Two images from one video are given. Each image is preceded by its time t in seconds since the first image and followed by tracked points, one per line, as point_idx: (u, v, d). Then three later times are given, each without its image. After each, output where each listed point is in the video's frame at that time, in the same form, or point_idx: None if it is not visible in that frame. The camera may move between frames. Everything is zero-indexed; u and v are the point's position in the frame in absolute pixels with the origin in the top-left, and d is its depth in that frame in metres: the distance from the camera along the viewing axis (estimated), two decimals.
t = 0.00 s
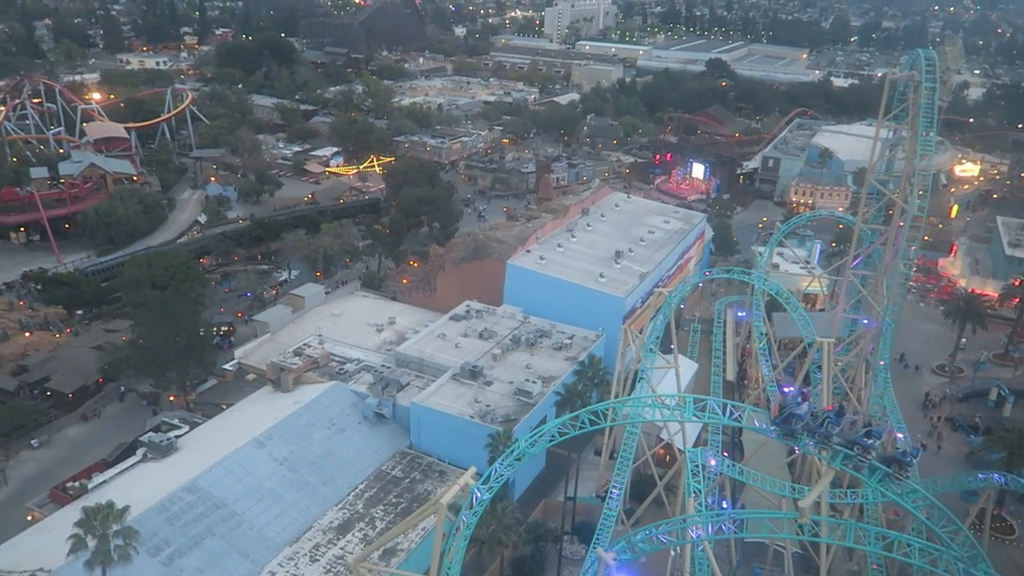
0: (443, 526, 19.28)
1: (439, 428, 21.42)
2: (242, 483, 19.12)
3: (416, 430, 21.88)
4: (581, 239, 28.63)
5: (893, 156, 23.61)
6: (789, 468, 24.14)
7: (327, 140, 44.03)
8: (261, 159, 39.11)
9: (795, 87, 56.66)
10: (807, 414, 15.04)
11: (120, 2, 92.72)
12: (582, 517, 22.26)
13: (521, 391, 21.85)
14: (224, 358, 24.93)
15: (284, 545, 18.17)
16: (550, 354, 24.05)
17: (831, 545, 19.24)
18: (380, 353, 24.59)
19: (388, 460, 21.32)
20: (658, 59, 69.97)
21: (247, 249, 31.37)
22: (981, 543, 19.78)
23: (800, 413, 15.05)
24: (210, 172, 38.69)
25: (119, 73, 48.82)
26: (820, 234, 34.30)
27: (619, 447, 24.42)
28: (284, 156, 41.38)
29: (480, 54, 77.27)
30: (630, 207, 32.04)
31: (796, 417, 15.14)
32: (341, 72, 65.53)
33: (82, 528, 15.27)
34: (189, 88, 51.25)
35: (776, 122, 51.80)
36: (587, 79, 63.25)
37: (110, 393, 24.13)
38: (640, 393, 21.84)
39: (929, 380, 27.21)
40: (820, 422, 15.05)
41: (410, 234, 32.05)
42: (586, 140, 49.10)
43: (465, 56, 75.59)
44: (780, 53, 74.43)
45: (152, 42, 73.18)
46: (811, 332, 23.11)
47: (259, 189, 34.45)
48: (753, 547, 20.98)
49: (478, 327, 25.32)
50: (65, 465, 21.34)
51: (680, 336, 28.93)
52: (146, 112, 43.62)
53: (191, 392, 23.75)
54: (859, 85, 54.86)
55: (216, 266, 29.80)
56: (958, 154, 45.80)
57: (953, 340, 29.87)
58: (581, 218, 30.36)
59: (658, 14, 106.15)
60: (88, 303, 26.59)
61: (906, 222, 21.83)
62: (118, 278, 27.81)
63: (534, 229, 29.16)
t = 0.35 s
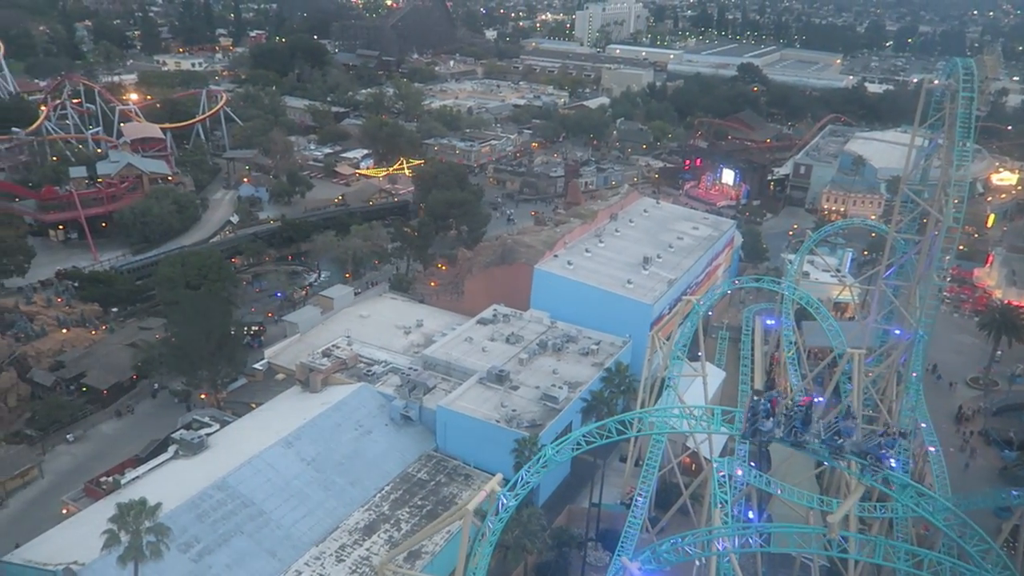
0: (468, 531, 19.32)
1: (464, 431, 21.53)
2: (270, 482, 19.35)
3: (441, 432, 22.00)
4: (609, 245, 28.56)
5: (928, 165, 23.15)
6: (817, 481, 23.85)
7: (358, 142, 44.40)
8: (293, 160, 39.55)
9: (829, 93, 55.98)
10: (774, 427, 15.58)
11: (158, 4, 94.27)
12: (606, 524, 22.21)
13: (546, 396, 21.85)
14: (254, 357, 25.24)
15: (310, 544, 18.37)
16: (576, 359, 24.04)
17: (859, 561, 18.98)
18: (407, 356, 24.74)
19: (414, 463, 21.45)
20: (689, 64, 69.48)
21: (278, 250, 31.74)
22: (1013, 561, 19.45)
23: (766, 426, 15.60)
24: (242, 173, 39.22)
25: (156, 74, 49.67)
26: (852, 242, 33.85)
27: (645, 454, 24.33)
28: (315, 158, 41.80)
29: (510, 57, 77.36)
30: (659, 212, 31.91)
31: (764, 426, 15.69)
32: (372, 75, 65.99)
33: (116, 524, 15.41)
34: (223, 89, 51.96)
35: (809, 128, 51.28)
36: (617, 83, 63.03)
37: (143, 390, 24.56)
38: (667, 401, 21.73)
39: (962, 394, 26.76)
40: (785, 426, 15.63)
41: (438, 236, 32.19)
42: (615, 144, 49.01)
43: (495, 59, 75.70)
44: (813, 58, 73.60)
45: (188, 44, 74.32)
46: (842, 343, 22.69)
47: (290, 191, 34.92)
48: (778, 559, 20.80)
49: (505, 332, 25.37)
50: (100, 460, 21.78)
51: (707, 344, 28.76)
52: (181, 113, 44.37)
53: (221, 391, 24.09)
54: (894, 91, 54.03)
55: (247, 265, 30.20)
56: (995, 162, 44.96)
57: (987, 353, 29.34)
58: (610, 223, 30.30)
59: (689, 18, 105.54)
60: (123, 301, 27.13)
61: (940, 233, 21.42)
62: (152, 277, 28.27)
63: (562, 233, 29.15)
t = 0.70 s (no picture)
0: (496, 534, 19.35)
1: (492, 434, 21.59)
2: (301, 480, 19.57)
3: (470, 435, 22.07)
4: (640, 249, 28.42)
5: (970, 172, 22.58)
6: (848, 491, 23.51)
7: (392, 143, 44.72)
8: (327, 160, 39.98)
9: (867, 96, 55.05)
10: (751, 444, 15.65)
11: (199, 6, 95.88)
12: (633, 530, 22.13)
13: (576, 401, 21.81)
14: (287, 356, 25.59)
15: (340, 543, 18.58)
16: (607, 364, 23.97)
17: None
18: (438, 357, 24.88)
19: (443, 464, 21.56)
20: (724, 66, 68.80)
21: (312, 250, 32.10)
22: None
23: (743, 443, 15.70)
24: (278, 174, 39.76)
25: (196, 75, 50.57)
26: (888, 249, 33.32)
27: (674, 461, 24.20)
28: (349, 159, 42.18)
29: (544, 59, 77.27)
30: (691, 217, 31.69)
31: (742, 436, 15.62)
32: (406, 76, 66.42)
33: (152, 519, 15.64)
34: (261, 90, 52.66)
35: (845, 132, 50.55)
36: (650, 86, 62.67)
37: (179, 386, 25.04)
38: (698, 408, 21.56)
39: (1001, 406, 26.17)
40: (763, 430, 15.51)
41: (470, 238, 32.31)
42: (648, 147, 48.80)
43: (529, 61, 75.71)
44: (851, 61, 72.50)
45: (226, 45, 75.49)
46: (877, 353, 22.08)
47: (325, 191, 35.31)
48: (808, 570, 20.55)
49: (535, 335, 25.38)
50: (136, 454, 22.27)
51: (738, 350, 28.53)
52: (219, 115, 44.84)
53: (255, 389, 24.45)
54: (935, 93, 52.96)
55: (281, 265, 30.63)
56: None
57: None
58: (642, 228, 30.17)
59: (725, 20, 104.56)
60: (162, 298, 27.93)
61: (981, 242, 20.89)
62: (189, 275, 28.80)
63: (593, 237, 29.10)
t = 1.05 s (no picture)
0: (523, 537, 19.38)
1: (518, 437, 21.62)
2: (329, 479, 19.75)
3: (496, 437, 22.10)
4: (668, 253, 28.29)
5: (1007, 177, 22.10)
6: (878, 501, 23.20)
7: (420, 144, 44.94)
8: (356, 161, 40.28)
9: (901, 99, 54.18)
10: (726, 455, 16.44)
11: (232, 8, 97.10)
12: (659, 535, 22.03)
13: (602, 405, 21.77)
14: (315, 355, 25.86)
15: (366, 542, 18.73)
16: (633, 367, 23.88)
17: None
18: (464, 359, 24.98)
19: (468, 465, 21.62)
20: (755, 68, 68.05)
21: (341, 250, 32.40)
22: None
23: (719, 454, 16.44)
24: (307, 174, 40.14)
25: (229, 77, 51.25)
26: (921, 254, 32.82)
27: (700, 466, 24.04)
28: (378, 159, 42.43)
29: (572, 60, 77.07)
30: (720, 220, 31.47)
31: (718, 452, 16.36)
32: (435, 77, 66.64)
33: (184, 515, 15.85)
34: (291, 91, 53.18)
35: (878, 135, 49.83)
36: (679, 87, 62.24)
37: (210, 384, 25.41)
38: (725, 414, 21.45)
39: None
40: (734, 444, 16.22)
41: (497, 240, 32.36)
42: (676, 149, 48.50)
43: (557, 62, 75.56)
44: (885, 62, 71.37)
45: (258, 46, 76.36)
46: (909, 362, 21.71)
47: (354, 192, 35.61)
48: None
49: (562, 338, 25.37)
50: (168, 450, 22.64)
51: (766, 355, 28.29)
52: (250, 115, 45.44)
53: (284, 388, 24.74)
54: (972, 95, 51.90)
55: (310, 265, 30.94)
56: None
57: None
58: (670, 231, 30.03)
59: (756, 20, 103.45)
60: (194, 296, 28.55)
61: (1017, 249, 20.43)
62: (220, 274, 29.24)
63: (621, 240, 29.01)
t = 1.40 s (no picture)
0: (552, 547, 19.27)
1: (547, 447, 21.56)
2: (359, 485, 19.85)
3: (525, 447, 22.07)
4: (700, 263, 28.11)
5: None
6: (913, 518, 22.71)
7: (452, 152, 45.17)
8: (389, 169, 40.62)
9: (941, 108, 53.20)
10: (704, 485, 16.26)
11: (269, 17, 98.68)
12: (690, 548, 21.80)
13: (632, 416, 21.63)
14: (347, 362, 26.08)
15: (395, 550, 18.78)
16: (664, 379, 23.70)
17: None
18: (494, 368, 25.01)
19: (498, 475, 21.59)
20: (790, 76, 67.37)
21: (373, 257, 32.68)
22: None
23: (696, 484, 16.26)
24: (341, 181, 40.58)
25: (266, 85, 52.10)
26: (960, 267, 32.19)
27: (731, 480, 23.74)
28: (410, 168, 42.69)
29: (605, 69, 76.94)
30: (753, 231, 31.22)
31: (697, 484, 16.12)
32: (468, 85, 67.00)
33: (218, 519, 16.06)
34: (326, 99, 53.83)
35: (916, 145, 48.98)
36: (713, 96, 61.84)
37: (244, 389, 25.76)
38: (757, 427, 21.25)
39: None
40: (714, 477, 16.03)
41: (528, 249, 32.39)
42: (709, 158, 48.16)
43: (590, 71, 75.58)
44: (923, 71, 70.16)
45: (294, 54, 77.45)
46: (947, 377, 21.40)
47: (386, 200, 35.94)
48: None
49: (593, 348, 25.27)
50: (202, 454, 22.98)
51: (799, 368, 27.95)
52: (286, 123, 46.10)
53: (316, 394, 25.00)
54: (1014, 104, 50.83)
55: (343, 272, 31.27)
56: None
57: None
58: (702, 241, 29.84)
59: (791, 28, 102.40)
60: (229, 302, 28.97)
61: None
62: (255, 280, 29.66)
63: (653, 250, 28.91)
